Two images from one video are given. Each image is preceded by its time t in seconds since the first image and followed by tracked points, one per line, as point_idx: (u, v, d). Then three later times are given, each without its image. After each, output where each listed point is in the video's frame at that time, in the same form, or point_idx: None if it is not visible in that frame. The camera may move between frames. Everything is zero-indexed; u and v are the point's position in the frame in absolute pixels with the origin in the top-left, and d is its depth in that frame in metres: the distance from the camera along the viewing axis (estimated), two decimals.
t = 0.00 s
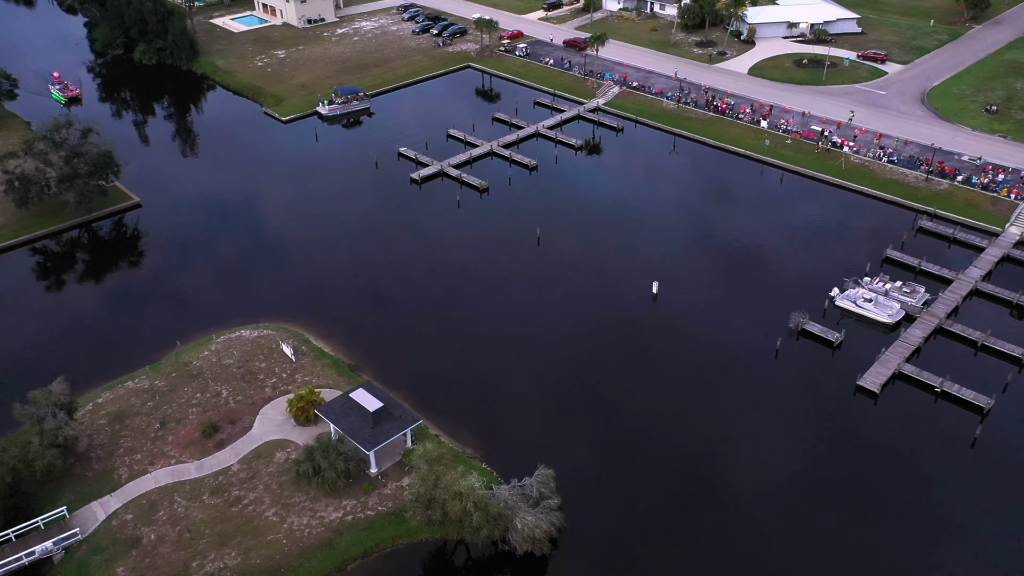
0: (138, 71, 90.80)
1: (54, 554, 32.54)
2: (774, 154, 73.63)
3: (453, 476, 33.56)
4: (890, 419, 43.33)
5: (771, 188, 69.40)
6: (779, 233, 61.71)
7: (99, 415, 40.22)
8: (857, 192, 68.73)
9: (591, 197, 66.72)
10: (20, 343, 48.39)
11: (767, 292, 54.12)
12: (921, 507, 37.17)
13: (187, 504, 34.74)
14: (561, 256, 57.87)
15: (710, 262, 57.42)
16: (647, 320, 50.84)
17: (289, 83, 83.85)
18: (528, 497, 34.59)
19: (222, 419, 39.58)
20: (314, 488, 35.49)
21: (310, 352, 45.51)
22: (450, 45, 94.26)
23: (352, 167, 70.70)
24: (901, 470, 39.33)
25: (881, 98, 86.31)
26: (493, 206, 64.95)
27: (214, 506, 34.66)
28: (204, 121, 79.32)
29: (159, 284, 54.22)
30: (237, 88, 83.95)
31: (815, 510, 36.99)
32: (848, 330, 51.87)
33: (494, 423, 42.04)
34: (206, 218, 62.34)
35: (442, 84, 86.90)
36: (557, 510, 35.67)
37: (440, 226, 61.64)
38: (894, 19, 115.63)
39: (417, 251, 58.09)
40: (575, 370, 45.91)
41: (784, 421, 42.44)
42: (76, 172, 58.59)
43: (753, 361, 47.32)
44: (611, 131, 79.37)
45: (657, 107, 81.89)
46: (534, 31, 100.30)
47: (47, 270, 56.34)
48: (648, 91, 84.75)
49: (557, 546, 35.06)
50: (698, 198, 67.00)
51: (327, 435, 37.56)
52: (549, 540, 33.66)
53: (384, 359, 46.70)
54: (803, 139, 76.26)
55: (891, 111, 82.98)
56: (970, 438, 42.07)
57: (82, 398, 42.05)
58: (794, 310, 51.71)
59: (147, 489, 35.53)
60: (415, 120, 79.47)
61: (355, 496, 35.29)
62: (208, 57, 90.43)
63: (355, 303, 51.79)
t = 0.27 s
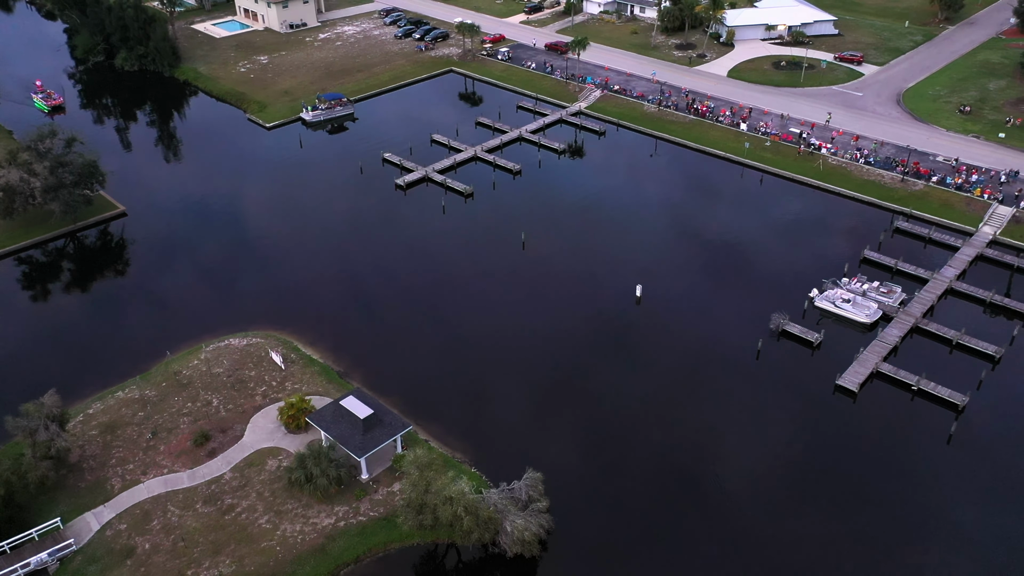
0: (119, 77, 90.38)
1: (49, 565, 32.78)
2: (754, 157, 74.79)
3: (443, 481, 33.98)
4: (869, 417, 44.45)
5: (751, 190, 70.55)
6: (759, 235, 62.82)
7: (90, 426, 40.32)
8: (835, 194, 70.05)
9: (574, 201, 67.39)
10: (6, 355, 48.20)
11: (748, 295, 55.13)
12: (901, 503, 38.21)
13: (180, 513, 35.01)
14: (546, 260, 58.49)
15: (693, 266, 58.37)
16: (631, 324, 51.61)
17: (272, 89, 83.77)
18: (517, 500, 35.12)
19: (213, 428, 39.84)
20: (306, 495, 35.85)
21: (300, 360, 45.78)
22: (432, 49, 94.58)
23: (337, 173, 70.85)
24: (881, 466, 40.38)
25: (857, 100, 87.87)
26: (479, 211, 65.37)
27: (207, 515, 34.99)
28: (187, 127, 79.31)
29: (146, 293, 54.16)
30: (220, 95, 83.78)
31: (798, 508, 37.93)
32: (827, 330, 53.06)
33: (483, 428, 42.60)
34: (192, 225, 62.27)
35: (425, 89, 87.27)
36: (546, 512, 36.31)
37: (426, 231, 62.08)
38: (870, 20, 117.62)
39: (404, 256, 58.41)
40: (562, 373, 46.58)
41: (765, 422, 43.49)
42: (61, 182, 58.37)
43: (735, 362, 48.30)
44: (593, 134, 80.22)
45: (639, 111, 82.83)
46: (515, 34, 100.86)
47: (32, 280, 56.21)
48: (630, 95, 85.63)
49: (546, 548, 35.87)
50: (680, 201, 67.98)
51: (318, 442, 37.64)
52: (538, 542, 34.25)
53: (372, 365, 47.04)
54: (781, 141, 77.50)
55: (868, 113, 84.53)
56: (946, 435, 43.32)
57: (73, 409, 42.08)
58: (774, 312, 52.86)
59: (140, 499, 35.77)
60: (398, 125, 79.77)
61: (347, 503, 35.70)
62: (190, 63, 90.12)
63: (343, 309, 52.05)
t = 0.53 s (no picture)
0: (101, 83, 90.02)
1: None
2: (734, 159, 75.90)
3: (434, 486, 34.45)
4: (849, 417, 45.81)
5: (733, 192, 71.66)
6: (741, 238, 63.94)
7: (82, 436, 40.49)
8: (814, 195, 71.34)
9: (559, 205, 68.11)
10: None
11: (730, 297, 56.25)
12: (880, 503, 39.58)
13: (174, 522, 35.33)
14: (531, 266, 59.20)
15: (676, 269, 59.37)
16: (616, 328, 52.54)
17: (256, 95, 83.69)
18: (506, 502, 35.75)
19: (205, 436, 40.07)
20: (299, 501, 36.27)
21: (290, 367, 46.07)
22: (415, 54, 94.86)
23: (322, 180, 71.07)
24: (860, 467, 41.73)
25: (835, 101, 89.36)
26: (464, 217, 65.87)
27: (201, 523, 35.30)
28: (170, 133, 79.26)
29: (135, 303, 54.29)
30: (203, 101, 83.64)
31: (781, 509, 39.17)
32: (808, 330, 54.29)
33: (472, 433, 43.38)
34: (178, 234, 62.34)
35: (409, 93, 87.57)
36: (535, 514, 37.00)
37: (412, 237, 62.57)
38: (848, 21, 119.45)
39: (391, 263, 58.86)
40: (550, 379, 47.47)
41: (748, 424, 44.63)
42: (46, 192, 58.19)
43: (718, 365, 49.42)
44: (576, 138, 80.96)
45: (621, 114, 83.71)
46: (498, 38, 101.37)
47: (17, 290, 56.23)
48: (612, 98, 86.49)
49: (536, 550, 36.66)
50: (663, 204, 68.95)
51: (309, 449, 37.99)
52: (528, 543, 34.92)
53: (362, 373, 47.58)
54: (761, 143, 78.70)
55: (846, 114, 85.99)
56: (922, 432, 44.77)
57: (64, 419, 42.23)
58: (755, 313, 54.09)
59: (134, 508, 36.03)
60: (383, 130, 80.07)
61: (339, 508, 36.12)
62: (173, 69, 89.83)
63: (332, 317, 52.50)
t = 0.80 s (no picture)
0: (82, 90, 89.59)
1: None
2: (715, 161, 76.96)
3: (424, 491, 34.97)
4: (829, 416, 46.90)
5: (714, 194, 72.70)
6: (723, 240, 64.96)
7: (73, 447, 40.66)
8: (793, 197, 72.59)
9: (543, 209, 68.75)
10: None
11: (713, 299, 57.21)
12: (860, 500, 40.61)
13: (167, 531, 35.63)
14: (517, 271, 59.81)
15: (659, 272, 60.25)
16: (601, 331, 53.29)
17: (239, 101, 83.52)
18: (496, 506, 36.35)
19: (196, 445, 40.32)
20: (291, 508, 36.66)
21: (279, 374, 46.34)
22: (398, 58, 95.07)
23: (307, 187, 71.11)
24: (840, 465, 42.76)
25: (813, 103, 90.80)
26: (449, 222, 66.31)
27: (194, 531, 35.61)
28: (153, 140, 79.16)
29: (122, 313, 54.32)
30: (185, 107, 83.41)
31: (765, 508, 40.06)
32: (788, 331, 55.38)
33: (461, 439, 44.09)
34: (164, 242, 62.33)
35: (392, 98, 87.80)
36: (524, 517, 37.64)
37: (398, 243, 62.99)
38: (825, 23, 121.20)
39: (378, 270, 59.26)
40: (538, 383, 48.12)
41: (731, 424, 45.57)
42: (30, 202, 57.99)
43: (701, 366, 50.31)
44: (559, 141, 81.63)
45: (603, 117, 84.52)
46: (480, 41, 101.82)
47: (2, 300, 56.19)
48: (594, 101, 87.30)
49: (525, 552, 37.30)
50: (646, 207, 69.80)
51: (300, 456, 38.39)
52: (517, 545, 35.56)
53: (351, 381, 47.96)
54: (741, 146, 79.85)
55: (823, 115, 87.43)
56: (900, 430, 45.93)
57: (54, 430, 42.33)
58: (737, 315, 55.11)
59: (127, 517, 36.29)
60: (367, 136, 80.32)
61: (331, 514, 36.54)
62: (155, 76, 89.49)
63: (320, 325, 52.82)
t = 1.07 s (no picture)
0: (64, 96, 89.21)
1: None
2: (696, 164, 77.98)
3: (415, 495, 35.51)
4: (810, 415, 48.00)
5: (696, 196, 73.70)
6: (705, 242, 65.92)
7: (64, 457, 40.86)
8: (773, 198, 73.74)
9: (528, 213, 69.32)
10: None
11: (696, 301, 58.16)
12: (841, 497, 41.64)
13: (161, 539, 35.98)
14: (503, 275, 60.31)
15: (643, 274, 61.09)
16: (587, 334, 53.96)
17: (223, 107, 83.35)
18: (485, 508, 36.96)
19: (188, 453, 40.66)
20: (283, 514, 37.07)
21: (268, 382, 46.64)
22: (381, 62, 95.28)
23: (292, 192, 71.25)
24: (822, 463, 43.82)
25: (792, 104, 92.19)
26: (435, 227, 66.66)
27: (188, 539, 35.98)
28: (136, 146, 79.11)
29: (110, 322, 54.33)
30: (169, 114, 83.15)
31: (749, 506, 40.97)
32: (770, 331, 56.44)
33: (450, 443, 44.53)
34: (150, 250, 62.32)
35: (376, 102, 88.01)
36: (513, 519, 38.28)
37: (384, 248, 63.29)
38: (803, 24, 122.91)
39: (365, 275, 59.54)
40: (526, 386, 48.72)
41: (715, 424, 46.45)
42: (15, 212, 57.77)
43: (686, 367, 51.17)
44: (542, 144, 82.28)
45: (585, 120, 85.29)
46: (462, 45, 102.24)
47: None
48: (576, 105, 88.05)
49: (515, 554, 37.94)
50: (630, 210, 70.68)
51: (292, 462, 38.78)
52: (507, 547, 36.19)
53: (340, 386, 48.29)
54: (722, 148, 80.94)
55: (802, 117, 88.83)
56: (879, 427, 47.11)
57: (45, 440, 42.47)
58: (720, 316, 56.10)
59: (120, 527, 36.62)
60: (351, 140, 80.48)
61: (323, 519, 36.98)
62: (137, 82, 89.12)
63: (309, 331, 53.11)
